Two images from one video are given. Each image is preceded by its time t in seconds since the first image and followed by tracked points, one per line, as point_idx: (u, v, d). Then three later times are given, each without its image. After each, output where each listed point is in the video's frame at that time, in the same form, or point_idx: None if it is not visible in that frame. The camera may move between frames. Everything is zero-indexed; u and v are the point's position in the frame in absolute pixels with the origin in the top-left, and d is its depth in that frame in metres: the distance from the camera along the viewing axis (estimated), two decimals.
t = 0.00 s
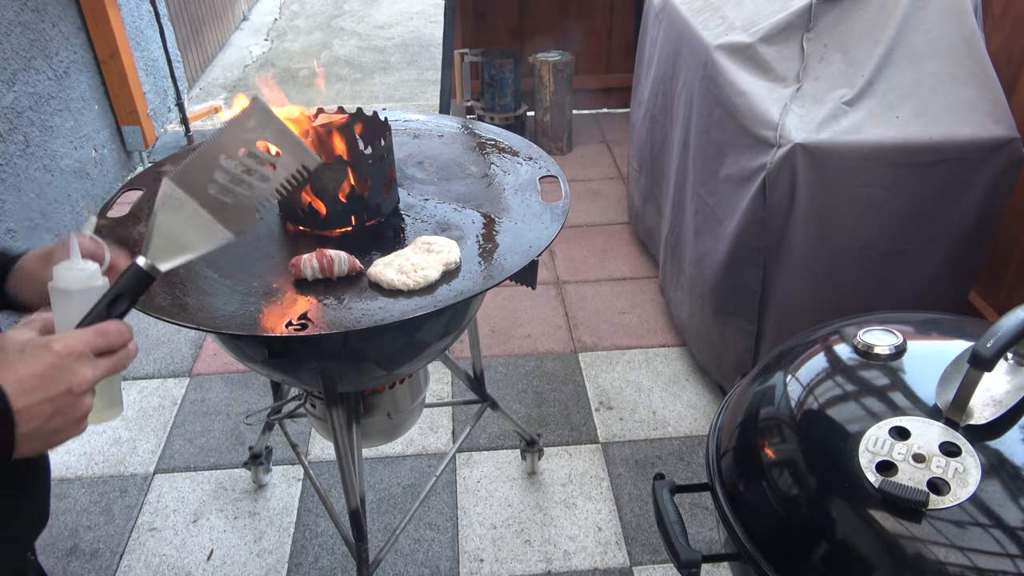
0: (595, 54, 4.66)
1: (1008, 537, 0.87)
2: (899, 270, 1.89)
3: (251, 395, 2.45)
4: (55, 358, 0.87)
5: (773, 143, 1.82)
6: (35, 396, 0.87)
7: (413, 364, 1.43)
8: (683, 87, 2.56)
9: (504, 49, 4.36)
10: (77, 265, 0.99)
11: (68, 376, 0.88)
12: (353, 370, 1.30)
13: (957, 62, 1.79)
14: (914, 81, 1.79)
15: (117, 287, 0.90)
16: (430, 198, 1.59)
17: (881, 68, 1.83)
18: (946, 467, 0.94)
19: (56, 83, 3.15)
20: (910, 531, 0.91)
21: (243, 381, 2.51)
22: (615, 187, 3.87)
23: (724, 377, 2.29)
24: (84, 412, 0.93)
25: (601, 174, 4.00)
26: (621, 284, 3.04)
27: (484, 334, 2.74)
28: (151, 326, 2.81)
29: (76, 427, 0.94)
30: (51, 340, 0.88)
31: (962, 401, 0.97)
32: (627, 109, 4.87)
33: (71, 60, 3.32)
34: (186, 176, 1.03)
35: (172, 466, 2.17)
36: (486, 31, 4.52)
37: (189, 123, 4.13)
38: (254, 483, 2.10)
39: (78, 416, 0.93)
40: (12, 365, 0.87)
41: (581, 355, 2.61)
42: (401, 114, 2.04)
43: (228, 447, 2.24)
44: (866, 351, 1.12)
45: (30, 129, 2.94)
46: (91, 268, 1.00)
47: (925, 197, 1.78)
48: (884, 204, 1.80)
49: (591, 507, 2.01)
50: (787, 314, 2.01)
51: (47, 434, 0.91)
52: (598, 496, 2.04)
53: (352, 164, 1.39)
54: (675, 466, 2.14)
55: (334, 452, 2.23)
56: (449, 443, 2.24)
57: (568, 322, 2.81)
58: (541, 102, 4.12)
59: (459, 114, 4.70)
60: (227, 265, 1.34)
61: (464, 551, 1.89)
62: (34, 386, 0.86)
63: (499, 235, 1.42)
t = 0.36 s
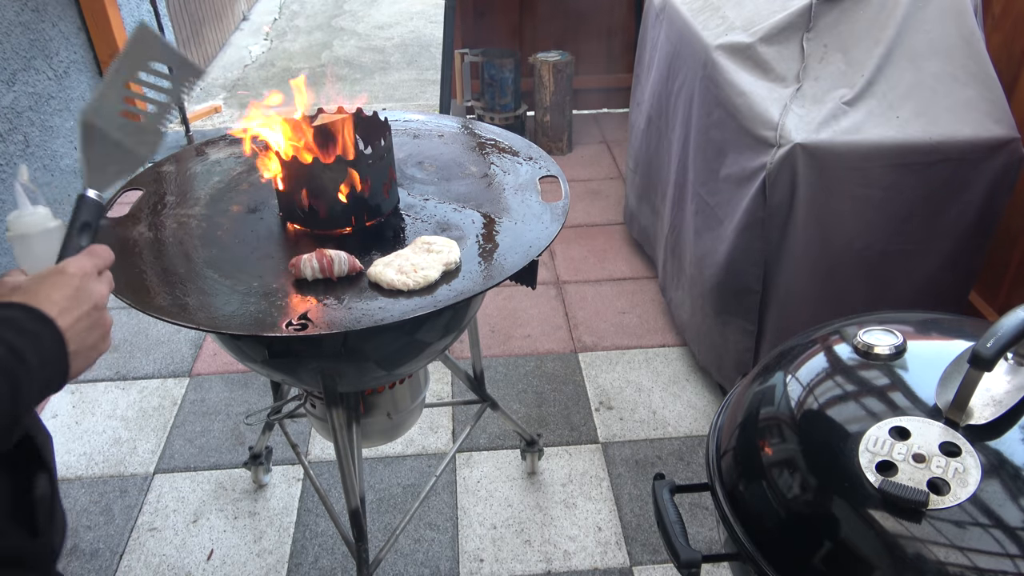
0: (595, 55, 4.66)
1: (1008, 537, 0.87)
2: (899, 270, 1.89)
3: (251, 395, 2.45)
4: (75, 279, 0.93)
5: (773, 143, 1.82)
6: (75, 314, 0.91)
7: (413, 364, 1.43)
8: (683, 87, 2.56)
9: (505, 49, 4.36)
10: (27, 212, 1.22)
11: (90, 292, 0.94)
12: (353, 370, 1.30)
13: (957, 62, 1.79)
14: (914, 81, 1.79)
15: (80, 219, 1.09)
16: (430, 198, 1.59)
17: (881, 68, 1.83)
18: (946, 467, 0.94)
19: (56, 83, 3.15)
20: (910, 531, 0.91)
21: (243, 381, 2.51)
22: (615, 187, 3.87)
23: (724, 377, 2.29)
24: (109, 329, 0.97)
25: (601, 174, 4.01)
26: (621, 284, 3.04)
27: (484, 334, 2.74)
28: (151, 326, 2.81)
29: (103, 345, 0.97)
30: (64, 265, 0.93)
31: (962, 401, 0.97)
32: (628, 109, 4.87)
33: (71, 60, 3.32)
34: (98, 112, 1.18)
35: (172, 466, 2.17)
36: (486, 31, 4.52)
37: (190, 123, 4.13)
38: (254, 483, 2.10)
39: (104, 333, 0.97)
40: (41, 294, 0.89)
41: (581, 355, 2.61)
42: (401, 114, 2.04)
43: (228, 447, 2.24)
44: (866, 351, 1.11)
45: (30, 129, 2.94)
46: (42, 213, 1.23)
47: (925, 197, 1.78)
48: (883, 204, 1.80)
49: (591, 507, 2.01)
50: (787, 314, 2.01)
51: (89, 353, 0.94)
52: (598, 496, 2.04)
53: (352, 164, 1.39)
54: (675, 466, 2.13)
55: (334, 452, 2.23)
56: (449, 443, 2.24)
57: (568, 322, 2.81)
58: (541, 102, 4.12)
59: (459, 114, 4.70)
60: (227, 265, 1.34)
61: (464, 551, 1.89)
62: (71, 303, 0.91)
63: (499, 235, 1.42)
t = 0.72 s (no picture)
0: (595, 55, 4.66)
1: (1008, 537, 0.87)
2: (900, 270, 1.89)
3: (251, 395, 2.45)
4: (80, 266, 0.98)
5: (773, 143, 1.82)
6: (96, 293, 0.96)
7: (413, 364, 1.43)
8: (682, 87, 2.56)
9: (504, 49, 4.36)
10: None
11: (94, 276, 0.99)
12: (353, 370, 1.30)
13: (957, 62, 1.79)
14: (914, 81, 1.79)
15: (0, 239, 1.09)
16: (430, 198, 1.59)
17: (881, 69, 1.83)
18: (946, 467, 0.94)
19: (56, 83, 3.15)
20: (910, 531, 0.91)
21: (243, 381, 2.51)
22: (614, 187, 3.87)
23: (724, 377, 2.29)
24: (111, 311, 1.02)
25: (600, 174, 4.01)
26: (620, 284, 3.04)
27: (484, 334, 2.74)
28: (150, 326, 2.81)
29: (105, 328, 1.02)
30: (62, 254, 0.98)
31: (961, 401, 0.97)
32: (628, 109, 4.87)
33: (71, 60, 3.32)
34: None
35: (172, 466, 2.17)
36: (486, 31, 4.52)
37: (189, 122, 4.13)
38: (254, 483, 2.10)
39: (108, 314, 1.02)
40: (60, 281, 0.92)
41: (581, 355, 2.61)
42: (400, 114, 2.04)
43: (228, 447, 2.24)
44: (866, 351, 1.12)
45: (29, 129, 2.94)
46: None
47: (925, 197, 1.78)
48: (884, 204, 1.80)
49: (591, 507, 2.01)
50: (787, 314, 2.01)
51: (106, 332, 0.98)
52: (598, 496, 2.04)
53: (352, 164, 1.39)
54: (675, 466, 2.13)
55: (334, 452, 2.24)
56: (449, 443, 2.24)
57: (568, 322, 2.81)
58: (541, 102, 4.12)
59: (459, 113, 4.70)
60: (227, 265, 1.34)
61: (464, 551, 1.89)
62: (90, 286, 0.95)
63: (499, 235, 1.42)
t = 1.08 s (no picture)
0: (595, 55, 4.66)
1: (1008, 537, 0.87)
2: (900, 270, 1.89)
3: (251, 395, 2.45)
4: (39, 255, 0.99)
5: (773, 143, 1.82)
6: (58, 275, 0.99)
7: (413, 364, 1.43)
8: (682, 87, 2.56)
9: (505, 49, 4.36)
10: None
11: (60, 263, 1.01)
12: (353, 370, 1.30)
13: (957, 62, 1.79)
14: (914, 81, 1.79)
15: None
16: (430, 198, 1.59)
17: (881, 69, 1.83)
18: (946, 467, 0.94)
19: (56, 83, 3.15)
20: (910, 531, 0.91)
21: (243, 381, 2.51)
22: (615, 187, 3.87)
23: (724, 377, 2.29)
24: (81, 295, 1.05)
25: (600, 174, 4.01)
26: (621, 284, 3.04)
27: (484, 334, 2.74)
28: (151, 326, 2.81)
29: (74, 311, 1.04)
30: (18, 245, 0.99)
31: (961, 401, 0.97)
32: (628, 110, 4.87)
33: (71, 60, 3.32)
34: None
35: (172, 466, 2.17)
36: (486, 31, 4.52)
37: (190, 123, 4.13)
38: (254, 483, 2.10)
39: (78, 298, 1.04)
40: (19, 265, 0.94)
41: (581, 355, 2.61)
42: (401, 114, 2.04)
43: (228, 447, 2.24)
44: (866, 351, 1.11)
45: (29, 129, 2.94)
46: None
47: (926, 197, 1.78)
48: (885, 205, 1.80)
49: (591, 507, 2.01)
50: (787, 313, 2.02)
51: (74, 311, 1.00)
52: (598, 496, 2.04)
53: (352, 164, 1.39)
54: (675, 466, 2.13)
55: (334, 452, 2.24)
56: (449, 443, 2.24)
57: (568, 322, 2.81)
58: (541, 102, 4.12)
59: (459, 113, 4.70)
60: (227, 265, 1.34)
61: (464, 551, 1.89)
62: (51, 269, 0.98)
63: (499, 235, 1.42)
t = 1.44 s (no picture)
0: (595, 55, 4.66)
1: (1008, 537, 0.87)
2: (900, 270, 1.89)
3: (251, 395, 2.45)
4: None
5: (773, 143, 1.82)
6: None
7: (413, 364, 1.43)
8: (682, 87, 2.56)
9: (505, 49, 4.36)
10: None
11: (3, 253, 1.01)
12: (353, 370, 1.30)
13: (957, 62, 1.80)
14: (914, 81, 1.79)
15: None
16: (431, 198, 1.59)
17: (881, 69, 1.83)
18: (946, 467, 0.94)
19: (56, 83, 3.15)
20: (910, 531, 0.91)
21: (243, 381, 2.51)
22: (615, 187, 3.87)
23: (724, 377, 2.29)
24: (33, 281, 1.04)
25: (601, 174, 4.00)
26: (621, 284, 3.04)
27: (484, 334, 2.74)
28: (151, 326, 2.81)
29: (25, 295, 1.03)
30: None
31: (962, 400, 0.97)
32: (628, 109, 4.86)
33: (71, 60, 3.32)
34: None
35: (172, 466, 2.17)
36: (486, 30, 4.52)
37: (190, 123, 4.13)
38: (254, 483, 2.10)
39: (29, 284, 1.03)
40: None
41: (581, 355, 2.61)
42: (401, 114, 2.04)
43: (228, 447, 2.24)
44: (867, 351, 1.11)
45: (29, 129, 2.94)
46: None
47: (925, 197, 1.78)
48: (885, 205, 1.80)
49: (591, 507, 2.01)
50: (786, 313, 2.02)
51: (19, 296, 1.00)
52: (597, 496, 2.04)
53: (352, 164, 1.39)
54: (675, 466, 2.14)
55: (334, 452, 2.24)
56: (449, 443, 2.24)
57: (568, 322, 2.81)
58: (541, 102, 4.12)
59: (459, 113, 4.70)
60: (227, 265, 1.34)
61: (464, 551, 1.89)
62: None
63: (499, 235, 1.42)
